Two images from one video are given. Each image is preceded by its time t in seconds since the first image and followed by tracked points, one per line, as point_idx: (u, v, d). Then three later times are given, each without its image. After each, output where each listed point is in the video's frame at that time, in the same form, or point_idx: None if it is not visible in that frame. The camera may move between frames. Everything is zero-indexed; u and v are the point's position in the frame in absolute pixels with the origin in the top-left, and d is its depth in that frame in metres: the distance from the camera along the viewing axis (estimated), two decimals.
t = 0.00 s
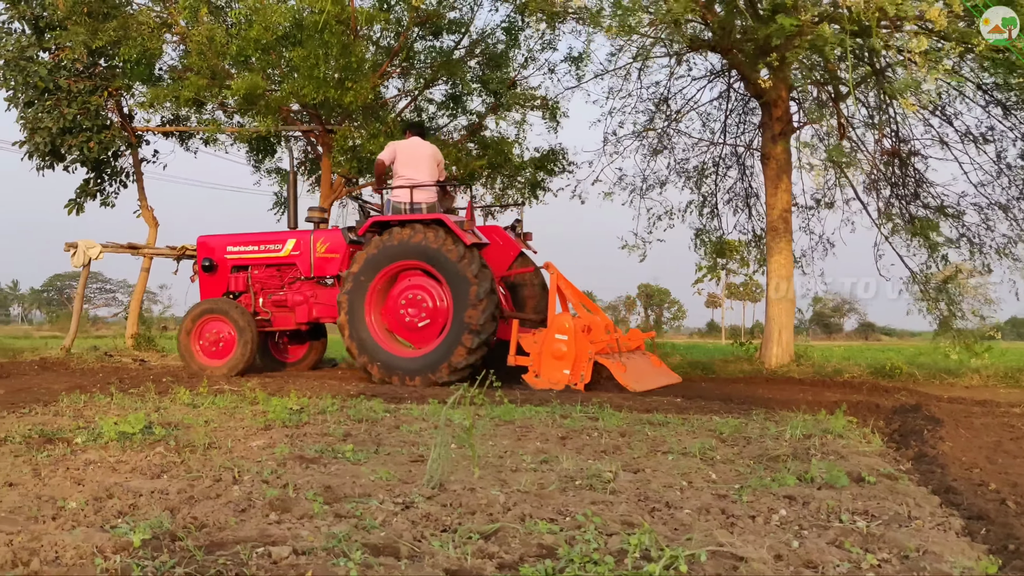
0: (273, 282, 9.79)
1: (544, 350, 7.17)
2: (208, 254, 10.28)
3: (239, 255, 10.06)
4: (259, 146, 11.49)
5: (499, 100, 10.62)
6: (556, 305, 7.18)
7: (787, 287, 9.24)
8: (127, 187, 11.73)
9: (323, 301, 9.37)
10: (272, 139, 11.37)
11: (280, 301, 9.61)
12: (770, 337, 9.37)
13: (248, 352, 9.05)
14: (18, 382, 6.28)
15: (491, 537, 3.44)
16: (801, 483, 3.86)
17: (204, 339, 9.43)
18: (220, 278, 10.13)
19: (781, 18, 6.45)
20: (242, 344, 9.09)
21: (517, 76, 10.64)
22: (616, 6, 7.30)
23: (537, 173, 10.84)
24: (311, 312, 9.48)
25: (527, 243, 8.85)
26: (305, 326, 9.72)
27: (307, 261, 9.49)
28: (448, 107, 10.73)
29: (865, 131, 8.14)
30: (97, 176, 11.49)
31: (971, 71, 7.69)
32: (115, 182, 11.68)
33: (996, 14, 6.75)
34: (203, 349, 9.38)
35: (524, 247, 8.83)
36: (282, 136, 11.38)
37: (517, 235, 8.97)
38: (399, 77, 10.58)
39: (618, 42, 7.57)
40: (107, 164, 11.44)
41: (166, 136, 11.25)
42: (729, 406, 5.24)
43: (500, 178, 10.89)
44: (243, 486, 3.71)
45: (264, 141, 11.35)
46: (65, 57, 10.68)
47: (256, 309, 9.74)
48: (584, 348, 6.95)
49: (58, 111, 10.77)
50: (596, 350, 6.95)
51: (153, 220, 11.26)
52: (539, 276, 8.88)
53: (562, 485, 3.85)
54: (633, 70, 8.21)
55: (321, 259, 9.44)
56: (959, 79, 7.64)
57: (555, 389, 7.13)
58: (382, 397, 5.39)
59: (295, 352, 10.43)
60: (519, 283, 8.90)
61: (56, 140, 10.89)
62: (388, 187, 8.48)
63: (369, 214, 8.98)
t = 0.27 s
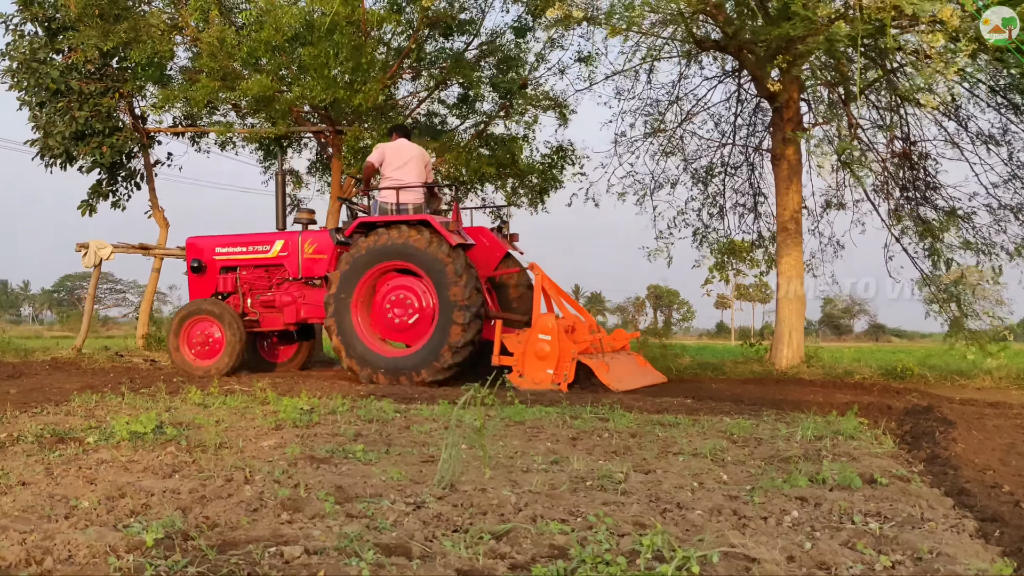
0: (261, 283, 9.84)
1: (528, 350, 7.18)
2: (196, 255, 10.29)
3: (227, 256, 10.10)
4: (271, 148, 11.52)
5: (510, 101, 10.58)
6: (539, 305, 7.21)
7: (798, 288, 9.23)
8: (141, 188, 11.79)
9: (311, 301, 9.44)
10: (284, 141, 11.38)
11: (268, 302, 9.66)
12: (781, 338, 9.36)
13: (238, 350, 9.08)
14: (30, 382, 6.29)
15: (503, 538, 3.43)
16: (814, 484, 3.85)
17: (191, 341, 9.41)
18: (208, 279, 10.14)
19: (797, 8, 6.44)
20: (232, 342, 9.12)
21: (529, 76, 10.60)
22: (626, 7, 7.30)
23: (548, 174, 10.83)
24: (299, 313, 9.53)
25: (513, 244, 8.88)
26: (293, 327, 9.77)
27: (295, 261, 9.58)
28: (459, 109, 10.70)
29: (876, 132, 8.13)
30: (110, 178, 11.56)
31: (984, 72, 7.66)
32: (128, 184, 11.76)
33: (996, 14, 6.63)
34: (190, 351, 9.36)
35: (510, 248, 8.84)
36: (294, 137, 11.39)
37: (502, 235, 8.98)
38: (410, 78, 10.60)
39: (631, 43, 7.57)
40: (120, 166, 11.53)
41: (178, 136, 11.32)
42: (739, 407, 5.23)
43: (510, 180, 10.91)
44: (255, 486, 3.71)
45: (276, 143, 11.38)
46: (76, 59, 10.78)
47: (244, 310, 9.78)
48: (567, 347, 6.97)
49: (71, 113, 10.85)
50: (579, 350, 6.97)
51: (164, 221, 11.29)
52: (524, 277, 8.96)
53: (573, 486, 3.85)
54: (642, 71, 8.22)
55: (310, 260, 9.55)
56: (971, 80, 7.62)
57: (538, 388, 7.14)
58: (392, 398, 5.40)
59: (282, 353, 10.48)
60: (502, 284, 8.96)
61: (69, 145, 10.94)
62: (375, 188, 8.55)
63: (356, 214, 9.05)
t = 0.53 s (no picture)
0: (253, 283, 9.86)
1: (516, 350, 7.22)
2: (188, 256, 10.31)
3: (219, 257, 10.13)
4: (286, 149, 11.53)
5: (524, 102, 10.54)
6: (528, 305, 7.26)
7: (813, 289, 9.23)
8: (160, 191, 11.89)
9: (302, 302, 9.46)
10: (299, 141, 11.39)
11: (260, 302, 9.68)
12: (795, 339, 9.36)
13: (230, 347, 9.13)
14: (46, 382, 6.26)
15: (518, 538, 3.43)
16: (830, 486, 3.84)
17: (183, 345, 9.45)
18: (201, 279, 10.17)
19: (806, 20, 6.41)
20: (224, 341, 9.18)
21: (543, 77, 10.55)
22: (642, 8, 7.29)
23: (562, 175, 10.82)
24: (291, 313, 9.54)
25: (504, 245, 8.88)
26: (286, 328, 9.79)
27: (287, 262, 9.62)
28: (473, 110, 10.67)
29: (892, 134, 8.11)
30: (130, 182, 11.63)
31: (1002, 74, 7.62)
32: (149, 186, 11.83)
33: (996, 14, 6.40)
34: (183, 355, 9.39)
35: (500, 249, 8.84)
36: (309, 138, 11.41)
37: (493, 236, 8.98)
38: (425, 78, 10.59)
39: (648, 45, 7.56)
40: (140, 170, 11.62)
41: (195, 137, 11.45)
42: (754, 408, 5.22)
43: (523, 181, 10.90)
44: (271, 486, 3.72)
45: (292, 143, 11.40)
46: (93, 61, 10.84)
47: (236, 310, 9.81)
48: (555, 347, 7.02)
49: (88, 115, 10.94)
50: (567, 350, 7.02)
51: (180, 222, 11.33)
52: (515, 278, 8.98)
53: (588, 487, 3.84)
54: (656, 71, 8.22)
55: (301, 261, 9.58)
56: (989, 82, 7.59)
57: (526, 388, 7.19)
58: (406, 398, 5.40)
59: (276, 353, 10.52)
60: (493, 285, 8.97)
61: (88, 150, 11.08)
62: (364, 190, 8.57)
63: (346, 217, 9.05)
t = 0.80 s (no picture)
0: (252, 284, 9.91)
1: (511, 350, 7.24)
2: (188, 256, 10.39)
3: (219, 257, 10.20)
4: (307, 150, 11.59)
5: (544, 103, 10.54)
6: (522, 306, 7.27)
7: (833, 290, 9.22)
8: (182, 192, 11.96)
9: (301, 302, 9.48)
10: (319, 143, 11.47)
11: (259, 302, 9.72)
12: (815, 340, 9.35)
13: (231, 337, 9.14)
14: (68, 382, 6.28)
15: (540, 539, 3.42)
16: (852, 488, 3.81)
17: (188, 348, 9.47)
18: (200, 279, 10.25)
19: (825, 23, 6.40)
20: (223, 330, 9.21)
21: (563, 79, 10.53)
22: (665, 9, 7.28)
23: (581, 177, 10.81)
24: (289, 314, 9.55)
25: (501, 246, 9.02)
26: (284, 328, 9.81)
27: (285, 262, 9.67)
28: (492, 110, 10.68)
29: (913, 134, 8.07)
30: (153, 183, 11.69)
31: None
32: (171, 186, 11.90)
33: (996, 14, 6.33)
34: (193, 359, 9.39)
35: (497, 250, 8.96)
36: (328, 139, 11.44)
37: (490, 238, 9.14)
38: (444, 79, 10.59)
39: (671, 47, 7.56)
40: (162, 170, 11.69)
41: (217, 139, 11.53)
42: (775, 410, 5.20)
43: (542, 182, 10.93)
44: (292, 485, 3.73)
45: (311, 144, 11.44)
46: (116, 63, 10.94)
47: (235, 310, 9.86)
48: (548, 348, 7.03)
49: (109, 116, 11.02)
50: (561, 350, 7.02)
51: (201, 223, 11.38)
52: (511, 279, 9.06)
53: (608, 488, 3.83)
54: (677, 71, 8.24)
55: (299, 261, 9.63)
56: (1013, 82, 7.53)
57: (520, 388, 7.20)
58: (426, 398, 5.41)
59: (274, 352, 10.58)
60: (491, 286, 9.07)
61: (109, 151, 11.15)
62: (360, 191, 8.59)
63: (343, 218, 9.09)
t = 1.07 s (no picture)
0: (245, 284, 9.99)
1: (501, 351, 7.26)
2: (182, 257, 10.50)
3: (213, 258, 10.29)
4: (321, 151, 11.61)
5: (558, 103, 10.55)
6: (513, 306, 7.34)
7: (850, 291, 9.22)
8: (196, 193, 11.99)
9: (293, 302, 9.48)
10: (334, 144, 11.50)
11: (252, 303, 9.78)
12: (832, 341, 9.34)
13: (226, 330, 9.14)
14: (85, 382, 6.33)
15: (557, 539, 3.41)
16: (871, 490, 3.79)
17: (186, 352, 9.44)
18: (195, 280, 10.34)
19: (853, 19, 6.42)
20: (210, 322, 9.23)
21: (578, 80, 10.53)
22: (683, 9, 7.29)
23: (596, 177, 10.81)
24: (282, 314, 9.54)
25: (493, 246, 8.91)
26: (278, 328, 9.84)
27: (278, 263, 9.75)
28: (507, 111, 10.68)
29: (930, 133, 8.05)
30: (168, 183, 11.73)
31: None
32: (186, 187, 11.95)
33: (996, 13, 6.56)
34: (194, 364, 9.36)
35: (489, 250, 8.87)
36: (342, 140, 11.46)
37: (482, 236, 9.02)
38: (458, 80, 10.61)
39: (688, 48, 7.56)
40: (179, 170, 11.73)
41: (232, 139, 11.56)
42: (791, 411, 5.18)
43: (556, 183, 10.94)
44: (309, 485, 3.73)
45: (325, 145, 11.47)
46: (133, 64, 11.01)
47: (229, 310, 9.93)
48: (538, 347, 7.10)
49: (125, 117, 11.07)
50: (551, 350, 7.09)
51: (217, 224, 11.42)
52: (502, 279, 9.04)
53: (625, 488, 3.82)
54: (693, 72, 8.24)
55: (293, 261, 9.71)
56: None
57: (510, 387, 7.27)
58: (442, 399, 5.42)
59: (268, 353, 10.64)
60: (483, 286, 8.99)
61: (123, 149, 11.19)
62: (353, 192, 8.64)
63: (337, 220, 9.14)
